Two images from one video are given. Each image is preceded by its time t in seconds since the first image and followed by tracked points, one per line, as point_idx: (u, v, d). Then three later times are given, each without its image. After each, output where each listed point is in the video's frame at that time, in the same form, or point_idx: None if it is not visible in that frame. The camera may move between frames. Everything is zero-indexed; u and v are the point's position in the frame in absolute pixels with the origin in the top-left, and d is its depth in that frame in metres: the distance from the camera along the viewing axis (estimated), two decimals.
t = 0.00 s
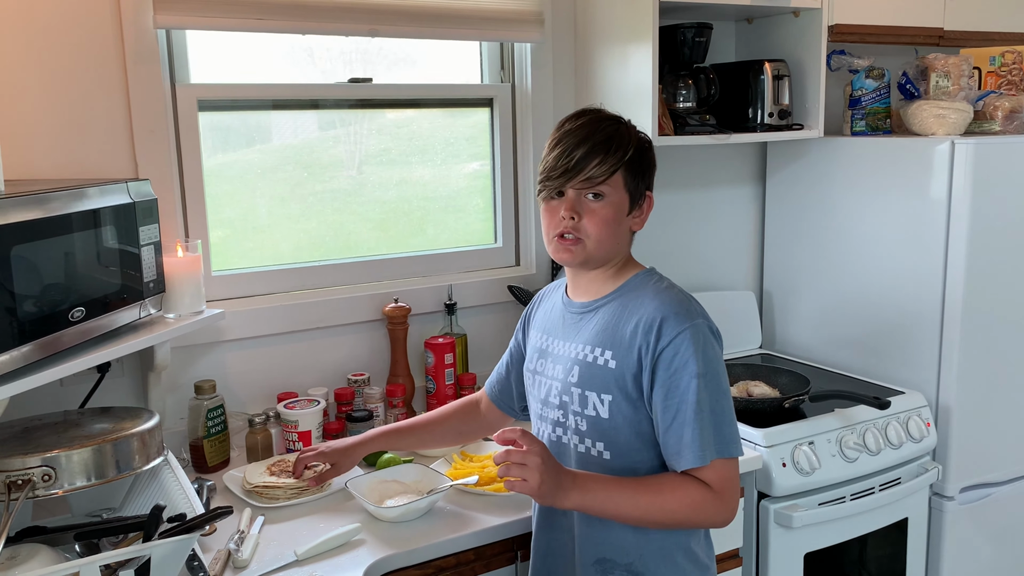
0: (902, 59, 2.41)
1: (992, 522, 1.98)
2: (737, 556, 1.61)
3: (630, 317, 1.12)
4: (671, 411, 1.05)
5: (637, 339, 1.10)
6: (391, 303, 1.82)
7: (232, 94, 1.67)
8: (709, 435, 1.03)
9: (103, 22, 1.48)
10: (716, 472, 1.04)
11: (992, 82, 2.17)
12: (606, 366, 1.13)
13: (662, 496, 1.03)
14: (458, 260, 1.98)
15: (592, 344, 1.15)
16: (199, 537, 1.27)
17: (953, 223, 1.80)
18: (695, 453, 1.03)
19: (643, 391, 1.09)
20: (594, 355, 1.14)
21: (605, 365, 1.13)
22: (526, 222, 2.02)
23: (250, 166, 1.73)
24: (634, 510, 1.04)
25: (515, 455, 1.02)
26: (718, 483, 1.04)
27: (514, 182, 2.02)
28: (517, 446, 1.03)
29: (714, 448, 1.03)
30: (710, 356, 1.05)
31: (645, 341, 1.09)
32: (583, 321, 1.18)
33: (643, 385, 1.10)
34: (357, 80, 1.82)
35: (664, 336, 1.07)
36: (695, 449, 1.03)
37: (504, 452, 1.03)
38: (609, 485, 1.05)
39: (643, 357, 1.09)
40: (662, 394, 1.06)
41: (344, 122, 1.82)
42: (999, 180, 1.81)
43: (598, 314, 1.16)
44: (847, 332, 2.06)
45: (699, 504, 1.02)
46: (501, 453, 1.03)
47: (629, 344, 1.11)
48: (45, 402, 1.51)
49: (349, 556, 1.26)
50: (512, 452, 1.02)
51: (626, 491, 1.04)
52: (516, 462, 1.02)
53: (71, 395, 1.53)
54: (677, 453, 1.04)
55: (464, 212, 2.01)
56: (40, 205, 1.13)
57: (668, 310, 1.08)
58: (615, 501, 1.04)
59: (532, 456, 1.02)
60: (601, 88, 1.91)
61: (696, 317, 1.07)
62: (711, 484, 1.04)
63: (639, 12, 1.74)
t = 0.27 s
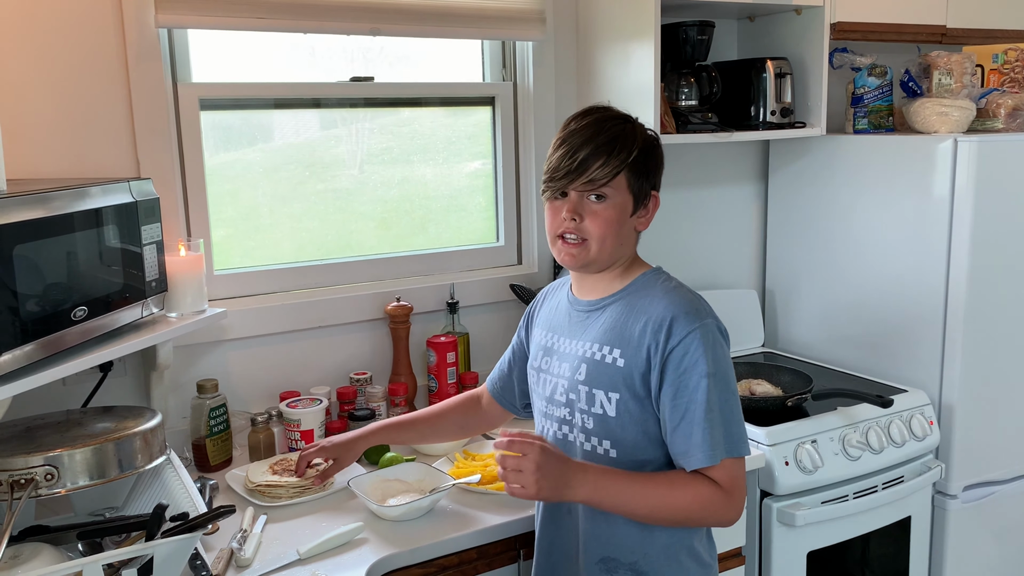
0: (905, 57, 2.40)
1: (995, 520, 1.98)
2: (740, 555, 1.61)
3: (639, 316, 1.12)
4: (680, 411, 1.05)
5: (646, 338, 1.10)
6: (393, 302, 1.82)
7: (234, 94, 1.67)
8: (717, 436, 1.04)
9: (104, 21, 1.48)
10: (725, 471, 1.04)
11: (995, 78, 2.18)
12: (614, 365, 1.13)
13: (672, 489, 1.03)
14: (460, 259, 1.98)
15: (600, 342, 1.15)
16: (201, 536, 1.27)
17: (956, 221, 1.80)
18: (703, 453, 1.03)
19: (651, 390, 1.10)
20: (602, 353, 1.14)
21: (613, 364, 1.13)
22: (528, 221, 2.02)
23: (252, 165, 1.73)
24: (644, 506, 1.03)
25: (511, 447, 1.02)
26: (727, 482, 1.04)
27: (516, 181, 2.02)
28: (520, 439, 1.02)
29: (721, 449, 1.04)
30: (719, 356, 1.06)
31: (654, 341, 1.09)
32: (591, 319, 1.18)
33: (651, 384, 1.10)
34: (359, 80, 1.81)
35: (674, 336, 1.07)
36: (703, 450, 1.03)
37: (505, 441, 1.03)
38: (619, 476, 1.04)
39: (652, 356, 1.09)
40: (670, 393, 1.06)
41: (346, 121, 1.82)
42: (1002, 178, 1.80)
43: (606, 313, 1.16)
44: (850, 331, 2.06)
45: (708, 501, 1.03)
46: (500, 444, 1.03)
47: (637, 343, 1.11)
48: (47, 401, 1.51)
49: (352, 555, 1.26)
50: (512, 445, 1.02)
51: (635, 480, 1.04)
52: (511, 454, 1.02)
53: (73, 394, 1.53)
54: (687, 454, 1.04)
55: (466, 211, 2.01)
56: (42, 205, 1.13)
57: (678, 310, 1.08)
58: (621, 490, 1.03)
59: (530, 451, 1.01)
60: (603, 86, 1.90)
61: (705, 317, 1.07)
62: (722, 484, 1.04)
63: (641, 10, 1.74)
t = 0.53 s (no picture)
0: (906, 55, 2.40)
1: (997, 518, 1.97)
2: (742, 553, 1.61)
3: (647, 314, 1.12)
4: (686, 408, 1.06)
5: (653, 336, 1.10)
6: (395, 301, 1.82)
7: (235, 93, 1.67)
8: (724, 435, 1.04)
9: (105, 21, 1.48)
10: (732, 467, 1.05)
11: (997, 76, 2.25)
12: (621, 362, 1.13)
13: (690, 477, 1.02)
14: (462, 258, 1.98)
15: (606, 340, 1.15)
16: (204, 536, 1.27)
17: (957, 219, 1.80)
18: (708, 451, 1.04)
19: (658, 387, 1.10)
20: (609, 351, 1.14)
21: (620, 361, 1.13)
22: (530, 220, 2.02)
23: (253, 165, 1.73)
24: (657, 488, 1.01)
25: (571, 392, 0.93)
26: (733, 477, 1.05)
27: (517, 180, 2.02)
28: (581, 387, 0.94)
29: (728, 447, 1.04)
30: (727, 355, 1.06)
31: (662, 338, 1.09)
32: (597, 317, 1.18)
33: (658, 382, 1.10)
34: (360, 79, 1.81)
35: (682, 334, 1.07)
36: (711, 448, 1.04)
37: (569, 381, 0.93)
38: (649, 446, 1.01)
39: (660, 354, 1.09)
40: (677, 391, 1.06)
41: (347, 120, 1.82)
42: (1004, 176, 1.80)
43: (613, 311, 1.16)
44: (852, 329, 2.06)
45: (719, 495, 1.03)
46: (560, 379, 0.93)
47: (645, 340, 1.11)
48: (49, 401, 1.51)
49: (354, 554, 1.26)
50: (574, 391, 0.93)
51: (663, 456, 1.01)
52: (567, 394, 0.94)
53: (75, 394, 1.53)
54: (691, 449, 1.05)
55: (468, 210, 2.01)
56: (44, 205, 1.13)
57: (687, 308, 1.09)
58: (651, 463, 1.00)
59: (587, 404, 0.93)
60: (604, 85, 1.90)
61: (714, 316, 1.08)
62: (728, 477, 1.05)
63: (642, 9, 1.74)
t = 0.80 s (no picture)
0: (906, 55, 2.40)
1: (998, 517, 1.97)
2: (743, 553, 1.61)
3: (650, 317, 1.12)
4: (689, 413, 1.06)
5: (657, 339, 1.10)
6: (395, 301, 1.82)
7: (236, 93, 1.67)
8: (726, 440, 1.04)
9: (106, 21, 1.48)
10: (735, 472, 1.06)
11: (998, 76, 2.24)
12: (624, 365, 1.13)
13: (693, 486, 1.03)
14: (463, 258, 1.98)
15: (609, 342, 1.15)
16: (205, 536, 1.27)
17: (958, 219, 1.80)
18: (710, 457, 1.04)
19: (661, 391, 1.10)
20: (612, 353, 1.14)
21: (623, 364, 1.13)
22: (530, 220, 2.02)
23: (254, 165, 1.73)
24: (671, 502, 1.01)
25: (576, 430, 0.92)
26: (738, 482, 1.06)
27: (518, 180, 2.02)
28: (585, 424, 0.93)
29: (730, 452, 1.05)
30: (731, 360, 1.06)
31: (666, 342, 1.09)
32: (601, 318, 1.18)
33: (660, 385, 1.10)
34: (361, 79, 1.81)
35: (687, 338, 1.07)
36: (714, 453, 1.04)
37: (572, 419, 0.93)
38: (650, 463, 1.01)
39: (663, 357, 1.09)
40: (680, 395, 1.06)
41: (347, 120, 1.82)
42: (1004, 175, 1.80)
43: (616, 312, 1.16)
44: (853, 329, 2.06)
45: (723, 504, 1.03)
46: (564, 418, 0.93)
47: (649, 343, 1.11)
48: (50, 401, 1.51)
49: (355, 554, 1.26)
50: (578, 430, 0.92)
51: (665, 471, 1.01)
52: (570, 432, 0.93)
53: (76, 394, 1.53)
54: (694, 454, 1.05)
55: (469, 210, 2.01)
56: (45, 205, 1.13)
57: (691, 312, 1.08)
58: (656, 479, 1.00)
59: (591, 439, 0.93)
60: (605, 85, 1.90)
61: (718, 321, 1.08)
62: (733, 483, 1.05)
63: (642, 9, 1.74)
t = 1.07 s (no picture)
0: (906, 55, 2.40)
1: (998, 517, 1.97)
2: (743, 553, 1.61)
3: (641, 334, 1.10)
4: (670, 437, 1.04)
5: (644, 358, 1.09)
6: (395, 301, 1.82)
7: (236, 94, 1.67)
8: (711, 468, 1.02)
9: (106, 22, 1.48)
10: (722, 497, 1.04)
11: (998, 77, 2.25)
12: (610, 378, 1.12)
13: (675, 509, 1.02)
14: (463, 258, 1.98)
15: (601, 351, 1.15)
16: (205, 537, 1.27)
17: (958, 219, 1.80)
18: (698, 486, 1.02)
19: (645, 410, 1.08)
20: (602, 363, 1.14)
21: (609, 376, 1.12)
22: (530, 220, 2.02)
23: (254, 165, 1.73)
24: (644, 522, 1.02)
25: (527, 469, 0.97)
26: (722, 507, 1.04)
27: (518, 180, 2.02)
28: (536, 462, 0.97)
29: (710, 483, 1.02)
30: (720, 388, 1.03)
31: (653, 362, 1.07)
32: (596, 326, 1.17)
33: (644, 404, 1.09)
34: (361, 79, 1.82)
35: (673, 362, 1.05)
36: (692, 481, 1.02)
37: (523, 457, 0.97)
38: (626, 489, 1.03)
39: (649, 377, 1.07)
40: (663, 419, 1.05)
41: (347, 120, 1.82)
42: (1004, 175, 1.80)
43: (608, 322, 1.15)
44: (853, 329, 2.06)
45: (705, 528, 1.02)
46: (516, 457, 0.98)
47: (637, 360, 1.09)
48: (51, 402, 1.51)
49: (355, 555, 1.26)
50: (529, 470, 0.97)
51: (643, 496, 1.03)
52: (525, 470, 0.97)
53: (76, 395, 1.54)
54: (675, 478, 1.04)
55: (469, 211, 2.01)
56: (45, 206, 1.13)
57: (681, 336, 1.06)
58: (631, 507, 1.01)
59: (541, 477, 0.96)
60: (605, 85, 1.90)
61: (709, 347, 1.05)
62: (716, 510, 1.03)
63: (642, 9, 1.74)
